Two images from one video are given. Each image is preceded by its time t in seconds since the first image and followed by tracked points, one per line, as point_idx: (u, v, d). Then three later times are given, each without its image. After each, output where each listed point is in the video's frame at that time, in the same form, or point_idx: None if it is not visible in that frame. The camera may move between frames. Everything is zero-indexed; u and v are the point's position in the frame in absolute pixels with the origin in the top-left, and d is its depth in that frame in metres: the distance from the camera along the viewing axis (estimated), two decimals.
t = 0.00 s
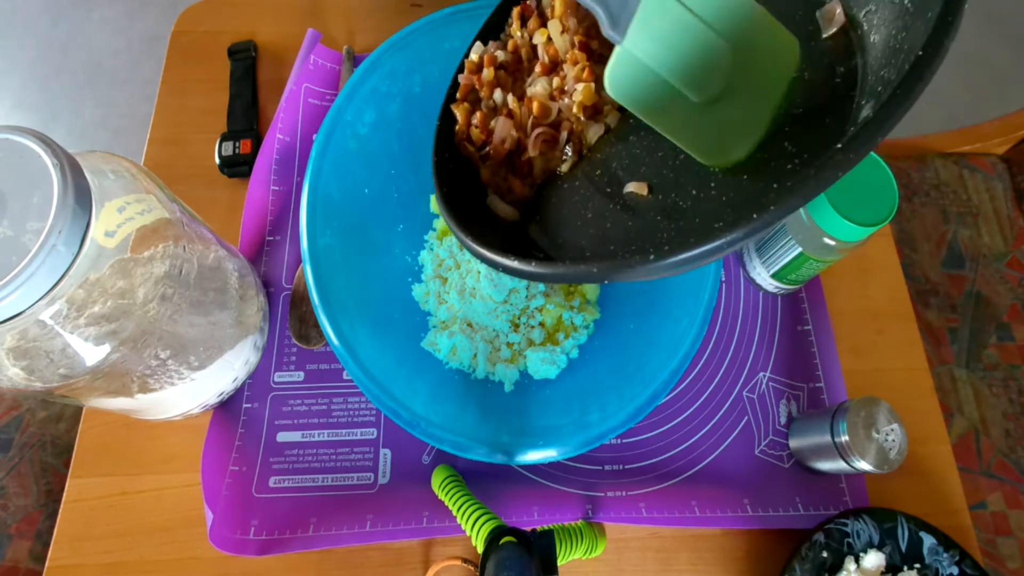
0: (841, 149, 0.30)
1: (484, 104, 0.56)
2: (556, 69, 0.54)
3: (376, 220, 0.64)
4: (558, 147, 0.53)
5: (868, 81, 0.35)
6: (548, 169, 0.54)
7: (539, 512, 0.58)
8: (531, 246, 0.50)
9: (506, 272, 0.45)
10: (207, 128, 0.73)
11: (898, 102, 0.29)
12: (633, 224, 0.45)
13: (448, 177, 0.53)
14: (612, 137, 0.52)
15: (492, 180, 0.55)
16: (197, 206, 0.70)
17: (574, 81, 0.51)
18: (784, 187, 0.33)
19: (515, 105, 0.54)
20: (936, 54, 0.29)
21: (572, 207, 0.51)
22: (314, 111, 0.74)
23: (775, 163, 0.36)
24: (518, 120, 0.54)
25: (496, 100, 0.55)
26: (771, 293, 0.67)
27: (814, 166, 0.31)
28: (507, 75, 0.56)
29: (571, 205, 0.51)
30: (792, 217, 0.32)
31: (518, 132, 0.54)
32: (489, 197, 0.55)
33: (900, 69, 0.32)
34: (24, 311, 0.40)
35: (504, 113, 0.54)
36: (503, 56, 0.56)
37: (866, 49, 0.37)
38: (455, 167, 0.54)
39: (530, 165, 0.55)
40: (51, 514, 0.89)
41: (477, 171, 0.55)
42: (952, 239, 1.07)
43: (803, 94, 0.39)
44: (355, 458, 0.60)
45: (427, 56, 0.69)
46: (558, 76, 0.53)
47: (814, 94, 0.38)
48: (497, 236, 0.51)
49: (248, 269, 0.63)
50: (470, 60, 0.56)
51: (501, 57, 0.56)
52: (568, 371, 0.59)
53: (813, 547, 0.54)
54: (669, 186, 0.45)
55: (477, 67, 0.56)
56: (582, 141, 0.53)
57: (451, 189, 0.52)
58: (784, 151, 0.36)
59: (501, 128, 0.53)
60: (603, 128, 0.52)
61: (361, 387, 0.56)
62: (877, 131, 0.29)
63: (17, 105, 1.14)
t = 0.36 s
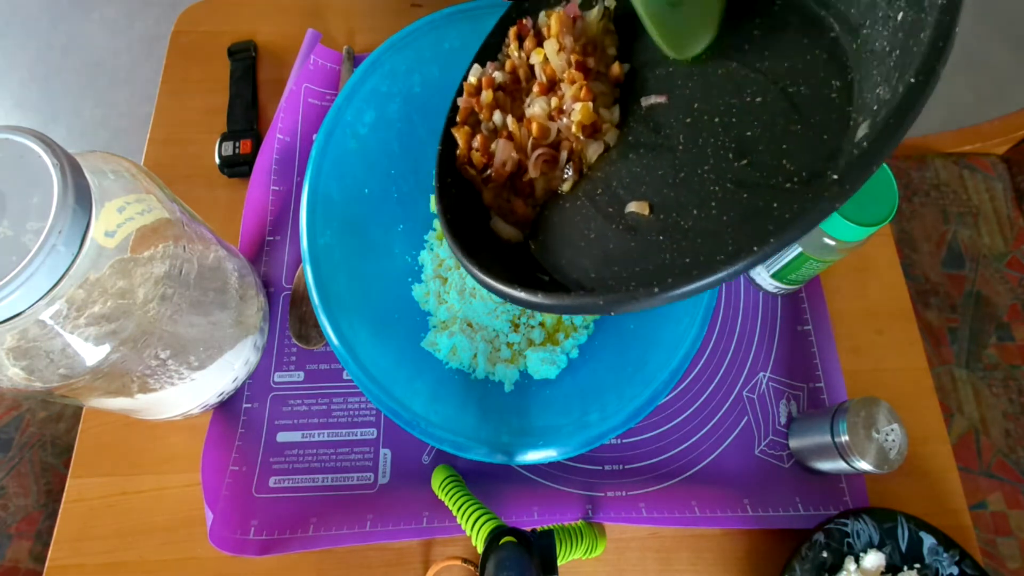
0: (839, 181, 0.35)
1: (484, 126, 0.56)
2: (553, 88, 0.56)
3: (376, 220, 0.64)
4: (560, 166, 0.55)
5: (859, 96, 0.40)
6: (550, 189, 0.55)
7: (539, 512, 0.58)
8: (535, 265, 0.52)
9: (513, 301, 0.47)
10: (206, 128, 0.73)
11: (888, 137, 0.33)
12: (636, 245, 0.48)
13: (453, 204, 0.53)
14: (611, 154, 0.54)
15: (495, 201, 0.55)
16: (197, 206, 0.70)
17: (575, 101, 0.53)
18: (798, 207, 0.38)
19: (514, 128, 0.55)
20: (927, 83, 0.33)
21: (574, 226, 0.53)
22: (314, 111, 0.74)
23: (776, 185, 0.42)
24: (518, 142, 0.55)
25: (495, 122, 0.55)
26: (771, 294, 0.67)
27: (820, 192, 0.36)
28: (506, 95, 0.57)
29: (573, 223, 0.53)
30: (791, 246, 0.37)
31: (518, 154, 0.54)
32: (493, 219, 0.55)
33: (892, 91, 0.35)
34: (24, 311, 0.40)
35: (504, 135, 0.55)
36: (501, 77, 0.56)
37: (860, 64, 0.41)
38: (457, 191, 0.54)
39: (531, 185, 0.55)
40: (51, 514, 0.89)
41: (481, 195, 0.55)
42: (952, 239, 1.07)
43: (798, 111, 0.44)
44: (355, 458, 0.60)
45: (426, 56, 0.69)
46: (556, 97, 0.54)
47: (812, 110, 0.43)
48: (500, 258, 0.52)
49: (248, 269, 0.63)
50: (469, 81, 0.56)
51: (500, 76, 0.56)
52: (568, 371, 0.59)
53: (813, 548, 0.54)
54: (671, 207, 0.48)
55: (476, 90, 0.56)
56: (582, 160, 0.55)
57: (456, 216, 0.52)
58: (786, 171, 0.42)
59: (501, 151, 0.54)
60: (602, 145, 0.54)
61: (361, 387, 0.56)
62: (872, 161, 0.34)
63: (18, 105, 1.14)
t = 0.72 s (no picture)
0: (868, 185, 0.36)
1: (479, 107, 0.55)
2: (551, 71, 0.56)
3: (376, 220, 0.64)
4: (558, 151, 0.55)
5: (867, 96, 0.42)
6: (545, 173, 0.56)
7: (539, 512, 0.58)
8: (537, 255, 0.52)
9: (526, 297, 0.45)
10: (206, 128, 0.73)
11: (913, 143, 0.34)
12: (642, 236, 0.48)
13: (449, 190, 0.52)
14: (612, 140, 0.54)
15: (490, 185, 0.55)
16: (197, 206, 0.70)
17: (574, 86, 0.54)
18: (815, 212, 0.38)
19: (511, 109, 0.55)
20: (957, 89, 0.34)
21: (576, 216, 0.53)
22: (314, 111, 0.74)
23: (785, 180, 0.43)
24: (514, 123, 0.54)
25: (491, 104, 0.55)
26: (772, 294, 0.67)
27: (835, 188, 0.39)
28: (501, 77, 0.56)
29: (575, 214, 0.53)
30: (820, 245, 0.37)
31: (515, 137, 0.54)
32: (489, 206, 0.55)
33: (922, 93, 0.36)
34: (24, 310, 0.40)
35: (501, 118, 0.55)
36: (497, 57, 0.56)
37: (865, 63, 0.43)
38: (453, 176, 0.53)
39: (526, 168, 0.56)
40: (51, 514, 0.89)
41: (476, 179, 0.55)
42: (953, 239, 1.07)
43: (805, 106, 0.46)
44: (355, 458, 0.60)
45: (427, 56, 0.69)
46: (554, 81, 0.55)
47: (818, 107, 0.45)
48: (498, 247, 0.51)
49: (248, 269, 0.63)
50: (463, 60, 0.55)
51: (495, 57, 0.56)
52: (568, 371, 0.59)
53: (813, 547, 0.54)
54: (676, 198, 0.48)
55: (469, 69, 0.55)
56: (580, 145, 0.55)
57: (456, 205, 0.51)
58: (795, 167, 0.43)
59: (499, 134, 0.54)
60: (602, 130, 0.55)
61: (362, 387, 0.56)
62: (901, 164, 0.35)
63: (18, 105, 1.15)
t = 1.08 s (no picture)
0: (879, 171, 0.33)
1: (462, 85, 0.54)
2: (537, 47, 0.56)
3: (376, 219, 0.64)
4: (548, 131, 0.56)
5: (864, 79, 0.42)
6: (535, 154, 0.57)
7: (539, 512, 0.58)
8: (529, 243, 0.52)
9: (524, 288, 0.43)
10: (207, 128, 0.73)
11: (926, 130, 0.32)
12: (637, 220, 0.51)
13: (432, 169, 0.50)
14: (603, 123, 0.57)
15: (474, 166, 0.55)
16: (197, 206, 0.70)
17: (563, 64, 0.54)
18: (816, 198, 0.38)
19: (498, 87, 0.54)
20: (966, 73, 0.32)
21: (569, 200, 0.55)
22: (314, 111, 0.74)
23: (783, 165, 0.43)
24: (501, 101, 0.54)
25: (475, 82, 0.54)
26: (771, 294, 0.67)
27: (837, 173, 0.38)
28: (485, 53, 0.55)
29: (569, 201, 0.54)
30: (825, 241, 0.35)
31: (504, 116, 0.54)
32: (477, 189, 0.54)
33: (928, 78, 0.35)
34: (24, 310, 0.40)
35: (488, 98, 0.54)
36: (480, 30, 0.55)
37: (862, 48, 0.43)
38: (436, 156, 0.51)
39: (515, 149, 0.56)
40: (51, 514, 0.89)
41: (461, 161, 0.54)
42: (952, 239, 1.07)
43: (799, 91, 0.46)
44: (355, 458, 0.60)
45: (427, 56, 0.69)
46: (542, 57, 0.55)
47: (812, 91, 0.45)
48: (491, 233, 0.51)
49: (248, 269, 0.63)
50: (443, 34, 0.54)
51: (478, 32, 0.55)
52: (568, 370, 0.59)
53: (813, 548, 0.54)
54: (673, 183, 0.51)
55: (452, 43, 0.54)
56: (570, 126, 0.56)
57: (443, 189, 0.50)
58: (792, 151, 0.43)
59: (488, 113, 0.53)
60: (592, 111, 0.56)
61: (362, 387, 0.56)
62: (916, 149, 0.32)
63: (18, 105, 1.15)
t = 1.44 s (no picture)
0: (905, 207, 0.35)
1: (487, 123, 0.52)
2: (556, 79, 0.54)
3: (376, 219, 0.64)
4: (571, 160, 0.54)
5: (880, 100, 0.44)
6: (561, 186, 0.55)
7: (539, 512, 0.58)
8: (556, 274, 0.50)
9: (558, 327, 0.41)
10: (206, 128, 0.73)
11: (948, 163, 0.35)
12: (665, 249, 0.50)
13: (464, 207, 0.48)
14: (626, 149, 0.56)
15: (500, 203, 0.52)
16: (197, 206, 0.70)
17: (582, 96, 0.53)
18: (839, 223, 0.41)
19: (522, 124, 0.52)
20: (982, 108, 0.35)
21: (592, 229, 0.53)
22: (314, 111, 0.74)
23: (805, 188, 0.46)
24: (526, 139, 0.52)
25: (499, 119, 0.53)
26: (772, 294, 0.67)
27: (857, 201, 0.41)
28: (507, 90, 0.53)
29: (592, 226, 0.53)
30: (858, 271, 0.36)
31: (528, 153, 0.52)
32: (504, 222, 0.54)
33: (946, 106, 0.37)
34: (24, 310, 0.40)
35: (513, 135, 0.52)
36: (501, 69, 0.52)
37: (876, 68, 0.46)
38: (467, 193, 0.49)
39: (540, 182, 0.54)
40: (51, 514, 0.89)
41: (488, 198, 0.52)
42: (952, 239, 1.07)
43: (816, 112, 0.48)
44: (355, 458, 0.60)
45: (427, 55, 0.69)
46: (562, 90, 0.53)
47: (829, 109, 0.47)
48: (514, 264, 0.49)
49: (248, 269, 0.63)
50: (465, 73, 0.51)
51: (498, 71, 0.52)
52: (568, 371, 0.59)
53: (813, 548, 0.54)
54: (694, 210, 0.51)
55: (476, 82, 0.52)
56: (591, 154, 0.56)
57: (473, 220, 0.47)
58: (812, 174, 0.46)
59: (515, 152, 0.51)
60: (611, 138, 0.56)
61: (361, 387, 0.56)
62: (936, 184, 0.35)
63: (17, 106, 1.15)
